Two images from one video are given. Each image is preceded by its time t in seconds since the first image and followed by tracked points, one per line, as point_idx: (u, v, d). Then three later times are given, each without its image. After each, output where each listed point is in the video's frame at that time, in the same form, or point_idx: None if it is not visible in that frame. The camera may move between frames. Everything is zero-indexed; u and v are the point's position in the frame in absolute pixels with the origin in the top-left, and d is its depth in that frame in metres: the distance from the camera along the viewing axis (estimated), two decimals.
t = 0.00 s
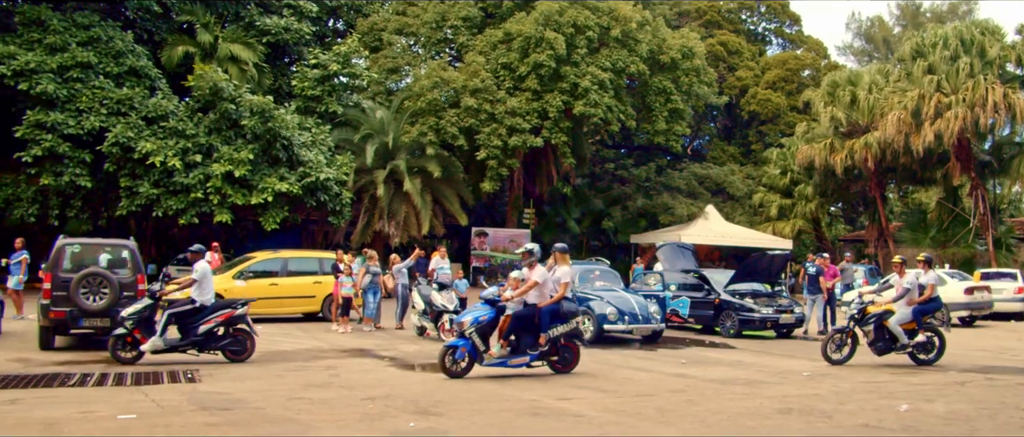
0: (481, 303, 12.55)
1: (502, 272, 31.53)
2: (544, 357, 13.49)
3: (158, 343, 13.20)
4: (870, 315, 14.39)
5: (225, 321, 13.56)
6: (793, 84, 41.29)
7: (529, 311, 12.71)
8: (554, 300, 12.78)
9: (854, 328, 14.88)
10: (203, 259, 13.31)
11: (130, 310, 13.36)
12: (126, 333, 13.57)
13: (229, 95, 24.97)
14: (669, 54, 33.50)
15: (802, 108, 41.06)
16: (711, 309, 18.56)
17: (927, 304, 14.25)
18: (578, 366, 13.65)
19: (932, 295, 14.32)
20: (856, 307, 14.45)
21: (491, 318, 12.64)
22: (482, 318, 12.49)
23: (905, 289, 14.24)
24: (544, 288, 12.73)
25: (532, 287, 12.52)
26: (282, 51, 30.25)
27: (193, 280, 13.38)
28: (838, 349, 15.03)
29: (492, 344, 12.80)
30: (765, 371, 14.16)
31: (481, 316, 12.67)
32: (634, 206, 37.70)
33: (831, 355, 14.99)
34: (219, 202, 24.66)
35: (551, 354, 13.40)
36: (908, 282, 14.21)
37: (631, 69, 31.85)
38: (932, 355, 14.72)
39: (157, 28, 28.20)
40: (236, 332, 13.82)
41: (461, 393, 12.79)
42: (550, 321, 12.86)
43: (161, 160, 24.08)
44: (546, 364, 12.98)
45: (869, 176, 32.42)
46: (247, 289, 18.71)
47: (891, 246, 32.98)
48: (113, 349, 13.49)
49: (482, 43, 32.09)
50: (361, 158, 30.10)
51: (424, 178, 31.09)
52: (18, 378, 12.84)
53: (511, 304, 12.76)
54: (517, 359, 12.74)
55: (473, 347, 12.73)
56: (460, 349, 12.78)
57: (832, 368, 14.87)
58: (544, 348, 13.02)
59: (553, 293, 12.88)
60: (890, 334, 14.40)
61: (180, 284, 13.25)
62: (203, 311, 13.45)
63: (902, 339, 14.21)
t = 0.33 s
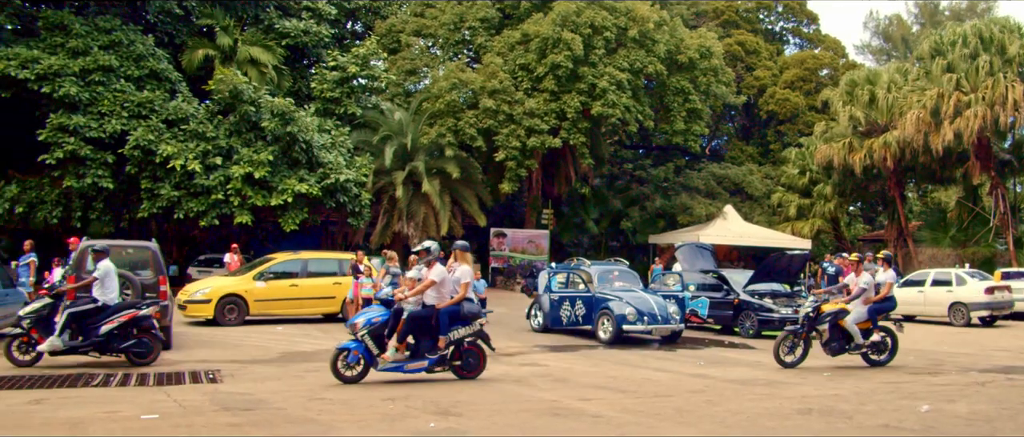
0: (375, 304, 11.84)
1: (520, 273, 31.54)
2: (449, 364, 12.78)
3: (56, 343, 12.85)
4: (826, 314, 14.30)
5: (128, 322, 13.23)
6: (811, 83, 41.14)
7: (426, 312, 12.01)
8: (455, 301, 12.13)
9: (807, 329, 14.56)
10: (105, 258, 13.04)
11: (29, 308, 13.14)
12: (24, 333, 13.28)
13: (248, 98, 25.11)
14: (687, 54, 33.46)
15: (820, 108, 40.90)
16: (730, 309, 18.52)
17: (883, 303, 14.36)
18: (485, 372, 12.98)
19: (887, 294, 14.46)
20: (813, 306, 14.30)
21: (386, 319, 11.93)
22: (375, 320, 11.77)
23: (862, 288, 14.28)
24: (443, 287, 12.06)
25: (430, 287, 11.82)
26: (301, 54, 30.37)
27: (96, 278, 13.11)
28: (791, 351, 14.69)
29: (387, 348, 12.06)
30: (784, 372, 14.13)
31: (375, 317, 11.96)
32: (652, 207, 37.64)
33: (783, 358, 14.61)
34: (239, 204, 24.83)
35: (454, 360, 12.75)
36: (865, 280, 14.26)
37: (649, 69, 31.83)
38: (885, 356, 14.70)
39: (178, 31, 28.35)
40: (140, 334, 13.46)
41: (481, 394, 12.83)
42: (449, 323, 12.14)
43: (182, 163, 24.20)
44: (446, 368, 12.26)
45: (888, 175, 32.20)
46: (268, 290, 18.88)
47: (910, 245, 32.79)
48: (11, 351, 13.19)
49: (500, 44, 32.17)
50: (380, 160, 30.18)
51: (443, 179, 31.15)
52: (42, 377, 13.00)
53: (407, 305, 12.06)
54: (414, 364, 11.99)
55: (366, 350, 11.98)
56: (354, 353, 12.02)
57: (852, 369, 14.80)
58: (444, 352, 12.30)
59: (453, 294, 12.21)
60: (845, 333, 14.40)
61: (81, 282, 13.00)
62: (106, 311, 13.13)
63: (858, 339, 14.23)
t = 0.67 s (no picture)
0: (257, 305, 11.25)
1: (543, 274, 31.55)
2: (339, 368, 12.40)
3: None
4: (773, 314, 13.88)
5: (31, 321, 13.09)
6: (833, 82, 40.94)
7: (311, 315, 11.36)
8: (343, 302, 11.49)
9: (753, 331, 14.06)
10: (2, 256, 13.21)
11: None
12: None
13: (272, 100, 25.30)
14: (708, 54, 33.39)
15: (843, 107, 40.68)
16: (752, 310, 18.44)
17: (832, 303, 14.00)
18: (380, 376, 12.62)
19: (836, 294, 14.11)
20: (759, 306, 13.86)
21: (270, 322, 11.32)
22: (257, 322, 11.16)
23: (810, 288, 13.91)
24: (330, 287, 11.43)
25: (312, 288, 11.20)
26: (324, 56, 30.49)
27: None
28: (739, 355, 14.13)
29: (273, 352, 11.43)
30: (808, 372, 14.10)
31: (259, 320, 11.36)
32: (675, 207, 37.60)
33: (730, 361, 14.10)
34: (263, 206, 24.95)
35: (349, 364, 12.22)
36: (812, 280, 13.89)
37: (670, 69, 31.77)
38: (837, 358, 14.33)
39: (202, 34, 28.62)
40: (45, 334, 13.30)
41: (504, 394, 12.88)
42: (338, 325, 11.49)
43: (206, 166, 24.36)
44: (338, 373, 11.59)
45: (912, 175, 31.96)
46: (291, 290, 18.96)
47: (933, 245, 32.65)
48: None
49: (521, 46, 32.24)
50: (402, 161, 30.20)
51: (465, 180, 31.28)
52: (69, 377, 13.12)
53: (293, 307, 11.46)
54: (301, 369, 11.31)
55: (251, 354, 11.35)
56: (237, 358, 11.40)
57: (876, 370, 14.73)
58: (335, 356, 11.60)
59: (343, 294, 11.57)
60: (793, 334, 13.94)
61: None
62: (7, 311, 13.02)
63: (802, 340, 13.81)
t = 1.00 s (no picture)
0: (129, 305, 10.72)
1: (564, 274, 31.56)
2: (220, 373, 11.86)
3: None
4: (705, 316, 13.41)
5: None
6: (854, 82, 40.75)
7: (187, 316, 10.82)
8: (223, 304, 10.93)
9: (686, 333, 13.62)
10: None
11: None
12: None
13: (294, 102, 25.48)
14: (729, 55, 33.26)
15: (864, 108, 40.48)
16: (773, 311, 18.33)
17: (768, 305, 13.46)
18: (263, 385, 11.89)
19: (774, 294, 13.58)
20: (691, 308, 13.36)
21: (143, 322, 10.79)
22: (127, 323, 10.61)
23: (744, 289, 13.39)
24: (208, 287, 10.86)
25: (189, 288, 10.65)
26: (346, 57, 30.62)
27: None
28: (671, 358, 13.77)
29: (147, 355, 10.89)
30: (831, 374, 14.06)
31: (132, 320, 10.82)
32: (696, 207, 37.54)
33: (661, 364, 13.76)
34: (286, 207, 25.07)
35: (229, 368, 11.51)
36: (747, 280, 13.37)
37: (691, 70, 31.73)
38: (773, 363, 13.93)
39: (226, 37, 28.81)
40: None
41: (525, 395, 12.90)
42: (216, 328, 10.90)
43: (229, 166, 24.53)
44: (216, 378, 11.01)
45: (934, 175, 31.71)
46: (314, 291, 19.00)
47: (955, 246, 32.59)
48: None
49: (542, 47, 32.27)
50: (423, 162, 30.12)
51: (487, 181, 31.38)
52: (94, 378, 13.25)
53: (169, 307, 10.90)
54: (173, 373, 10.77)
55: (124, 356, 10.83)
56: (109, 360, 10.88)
57: (898, 371, 14.66)
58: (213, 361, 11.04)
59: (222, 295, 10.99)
60: (726, 337, 13.45)
61: None
62: None
63: (734, 343, 13.32)
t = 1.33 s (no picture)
0: None
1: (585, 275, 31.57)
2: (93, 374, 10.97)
3: None
4: (625, 318, 12.32)
5: None
6: (875, 82, 40.55)
7: (56, 312, 10.37)
8: (96, 301, 10.49)
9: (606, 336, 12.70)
10: None
11: None
12: None
13: (316, 103, 25.60)
14: (750, 55, 33.09)
15: (885, 108, 40.22)
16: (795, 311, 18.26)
17: (691, 306, 12.41)
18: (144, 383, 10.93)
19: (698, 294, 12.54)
20: (610, 309, 12.31)
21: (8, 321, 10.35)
22: None
23: (667, 289, 12.29)
24: (80, 285, 10.43)
25: (57, 284, 10.24)
26: (367, 59, 30.75)
27: None
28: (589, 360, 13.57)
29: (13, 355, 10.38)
30: (852, 375, 14.01)
31: None
32: (716, 208, 37.47)
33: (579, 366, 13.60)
34: (308, 207, 25.20)
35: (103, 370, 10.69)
36: (669, 280, 12.29)
37: (711, 70, 31.67)
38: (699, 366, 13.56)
39: (248, 39, 28.94)
40: None
41: (547, 395, 12.94)
42: (88, 327, 10.45)
43: (252, 167, 24.70)
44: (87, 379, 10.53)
45: (956, 175, 31.43)
46: (336, 291, 19.04)
47: (977, 246, 32.46)
48: None
49: (562, 47, 32.30)
50: (444, 163, 30.29)
51: (507, 182, 31.48)
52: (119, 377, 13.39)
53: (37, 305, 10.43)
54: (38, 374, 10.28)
55: None
56: None
57: (920, 373, 14.58)
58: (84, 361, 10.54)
59: (97, 293, 10.57)
60: (648, 340, 12.36)
61: None
62: None
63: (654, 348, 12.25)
